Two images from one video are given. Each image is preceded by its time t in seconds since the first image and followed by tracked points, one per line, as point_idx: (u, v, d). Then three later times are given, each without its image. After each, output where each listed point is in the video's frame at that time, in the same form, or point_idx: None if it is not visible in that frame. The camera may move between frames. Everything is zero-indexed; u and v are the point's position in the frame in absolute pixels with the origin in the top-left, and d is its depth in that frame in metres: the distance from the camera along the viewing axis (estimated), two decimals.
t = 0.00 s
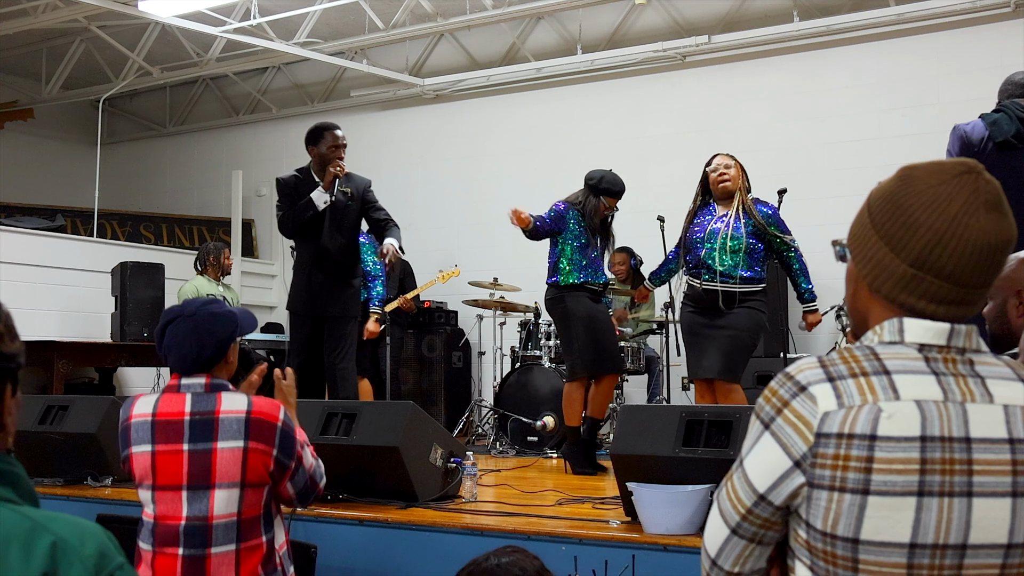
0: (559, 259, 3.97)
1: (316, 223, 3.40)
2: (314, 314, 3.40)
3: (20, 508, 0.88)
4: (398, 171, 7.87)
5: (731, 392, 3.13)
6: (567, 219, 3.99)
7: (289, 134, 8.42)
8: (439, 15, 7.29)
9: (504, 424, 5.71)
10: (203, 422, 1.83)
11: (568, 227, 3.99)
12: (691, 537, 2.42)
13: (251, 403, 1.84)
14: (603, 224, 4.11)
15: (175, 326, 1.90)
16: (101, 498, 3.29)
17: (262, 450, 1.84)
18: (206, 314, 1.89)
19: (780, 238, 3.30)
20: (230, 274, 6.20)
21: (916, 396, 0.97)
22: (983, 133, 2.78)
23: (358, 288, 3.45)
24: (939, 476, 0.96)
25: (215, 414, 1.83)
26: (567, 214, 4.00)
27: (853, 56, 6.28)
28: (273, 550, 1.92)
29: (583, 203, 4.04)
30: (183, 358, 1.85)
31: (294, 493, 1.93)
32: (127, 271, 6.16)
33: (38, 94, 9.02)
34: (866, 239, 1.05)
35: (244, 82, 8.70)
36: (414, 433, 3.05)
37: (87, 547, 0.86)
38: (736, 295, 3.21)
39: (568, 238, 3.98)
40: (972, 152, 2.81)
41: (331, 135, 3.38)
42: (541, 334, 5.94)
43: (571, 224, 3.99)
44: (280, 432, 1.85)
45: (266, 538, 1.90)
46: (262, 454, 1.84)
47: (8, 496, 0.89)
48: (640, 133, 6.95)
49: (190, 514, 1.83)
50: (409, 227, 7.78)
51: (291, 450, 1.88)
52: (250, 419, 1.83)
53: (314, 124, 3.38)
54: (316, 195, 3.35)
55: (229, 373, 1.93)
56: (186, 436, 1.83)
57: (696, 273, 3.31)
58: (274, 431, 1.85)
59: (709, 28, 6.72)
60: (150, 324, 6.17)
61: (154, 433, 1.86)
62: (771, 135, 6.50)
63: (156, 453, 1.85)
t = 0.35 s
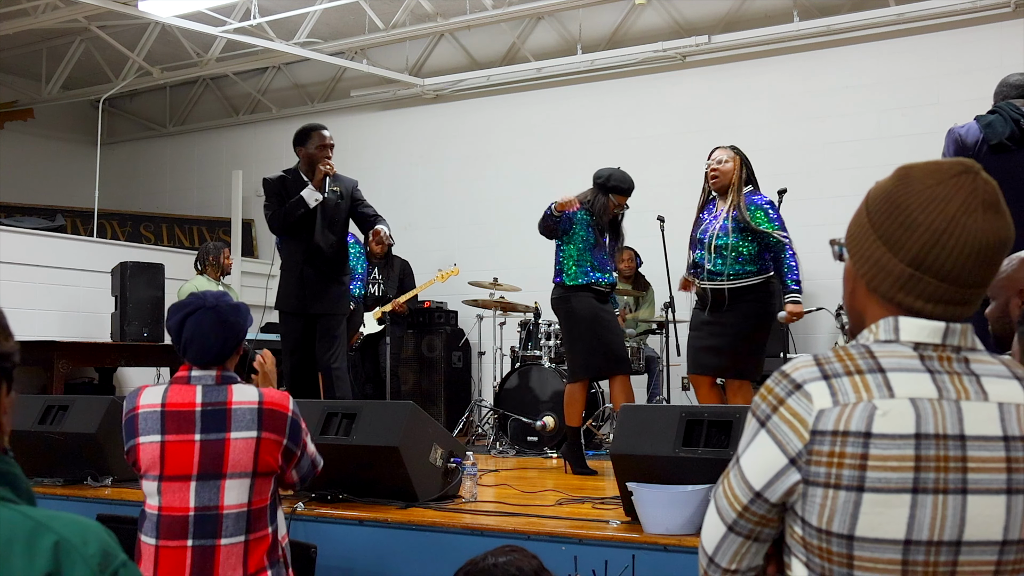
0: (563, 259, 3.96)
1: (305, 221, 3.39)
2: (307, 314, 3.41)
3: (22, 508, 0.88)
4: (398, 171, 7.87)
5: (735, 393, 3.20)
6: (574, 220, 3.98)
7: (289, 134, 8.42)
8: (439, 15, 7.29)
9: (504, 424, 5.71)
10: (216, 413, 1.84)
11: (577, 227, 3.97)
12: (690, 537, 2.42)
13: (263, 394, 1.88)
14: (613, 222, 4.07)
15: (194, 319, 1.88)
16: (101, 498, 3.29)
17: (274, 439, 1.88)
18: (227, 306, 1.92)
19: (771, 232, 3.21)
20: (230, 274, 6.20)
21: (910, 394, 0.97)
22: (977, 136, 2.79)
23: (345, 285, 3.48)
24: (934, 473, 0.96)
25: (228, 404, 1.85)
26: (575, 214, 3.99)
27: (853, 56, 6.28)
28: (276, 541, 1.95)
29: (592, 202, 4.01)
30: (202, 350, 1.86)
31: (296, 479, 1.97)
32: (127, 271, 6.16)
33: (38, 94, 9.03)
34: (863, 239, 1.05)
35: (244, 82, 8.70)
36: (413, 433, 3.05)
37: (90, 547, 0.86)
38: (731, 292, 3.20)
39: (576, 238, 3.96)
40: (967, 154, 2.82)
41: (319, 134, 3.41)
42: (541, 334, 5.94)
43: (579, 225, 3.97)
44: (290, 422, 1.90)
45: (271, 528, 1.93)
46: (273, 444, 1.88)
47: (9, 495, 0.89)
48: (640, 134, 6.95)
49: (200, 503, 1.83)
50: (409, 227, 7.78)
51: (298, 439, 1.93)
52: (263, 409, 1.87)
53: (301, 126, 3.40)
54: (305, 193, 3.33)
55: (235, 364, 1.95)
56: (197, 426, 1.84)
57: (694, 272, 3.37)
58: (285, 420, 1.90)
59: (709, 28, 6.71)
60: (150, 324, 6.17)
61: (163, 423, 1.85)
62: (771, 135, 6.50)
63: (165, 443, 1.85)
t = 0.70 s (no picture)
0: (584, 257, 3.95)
1: (295, 220, 3.40)
2: (302, 313, 3.42)
3: (22, 515, 0.88)
4: (398, 171, 7.87)
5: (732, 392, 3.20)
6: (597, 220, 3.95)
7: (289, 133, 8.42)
8: (439, 15, 7.29)
9: (504, 424, 5.71)
10: (231, 435, 1.87)
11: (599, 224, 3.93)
12: (691, 537, 2.42)
13: (271, 416, 1.94)
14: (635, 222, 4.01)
15: (209, 325, 1.90)
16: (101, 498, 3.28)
17: (283, 461, 1.94)
18: (235, 316, 1.96)
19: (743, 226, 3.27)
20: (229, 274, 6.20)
21: (911, 395, 0.96)
22: (977, 136, 2.79)
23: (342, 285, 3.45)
24: (934, 474, 0.96)
25: (241, 427, 1.88)
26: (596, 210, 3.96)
27: (853, 56, 6.28)
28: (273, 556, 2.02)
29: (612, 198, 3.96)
30: (221, 352, 1.88)
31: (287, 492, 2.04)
32: (127, 271, 6.13)
33: (38, 94, 9.03)
34: (859, 240, 1.05)
35: (244, 82, 8.70)
36: (414, 434, 3.05)
37: (89, 556, 0.86)
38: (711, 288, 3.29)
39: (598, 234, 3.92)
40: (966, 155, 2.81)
41: (308, 135, 3.42)
42: (541, 334, 5.94)
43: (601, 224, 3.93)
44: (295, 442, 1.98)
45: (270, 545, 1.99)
46: (282, 465, 1.94)
47: (10, 502, 0.89)
48: (640, 134, 6.95)
49: (214, 526, 1.85)
50: (409, 227, 7.78)
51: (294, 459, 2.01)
52: (273, 430, 1.93)
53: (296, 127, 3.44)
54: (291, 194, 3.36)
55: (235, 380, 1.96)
56: (213, 450, 1.84)
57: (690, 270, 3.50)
58: (290, 441, 1.97)
59: (709, 28, 6.71)
60: (150, 324, 6.17)
61: (175, 448, 1.82)
62: (772, 134, 6.50)
63: (178, 468, 1.82)
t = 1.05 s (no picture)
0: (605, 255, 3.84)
1: (291, 221, 3.42)
2: (301, 314, 3.42)
3: (20, 509, 0.88)
4: (398, 171, 7.87)
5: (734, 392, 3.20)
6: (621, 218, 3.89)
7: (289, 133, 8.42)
8: (439, 15, 7.29)
9: (504, 424, 5.71)
10: (251, 422, 1.90)
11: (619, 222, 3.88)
12: (691, 537, 2.42)
13: (280, 404, 1.99)
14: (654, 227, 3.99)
15: (235, 320, 1.91)
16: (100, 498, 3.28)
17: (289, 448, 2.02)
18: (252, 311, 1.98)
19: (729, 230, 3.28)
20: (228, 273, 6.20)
21: (907, 391, 0.96)
22: (976, 136, 2.78)
23: (341, 283, 3.44)
24: (930, 470, 0.96)
25: (259, 415, 1.92)
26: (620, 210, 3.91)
27: (854, 56, 6.28)
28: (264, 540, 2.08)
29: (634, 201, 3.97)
30: (247, 349, 1.89)
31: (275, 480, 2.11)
32: (127, 271, 6.13)
33: (38, 94, 9.03)
34: (859, 238, 1.05)
35: (244, 82, 8.70)
36: (413, 433, 3.05)
37: (88, 548, 0.87)
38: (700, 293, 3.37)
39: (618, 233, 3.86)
40: (965, 156, 2.81)
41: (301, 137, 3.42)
42: (541, 334, 5.92)
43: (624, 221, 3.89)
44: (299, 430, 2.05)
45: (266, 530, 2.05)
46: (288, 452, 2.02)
47: (7, 496, 0.89)
48: (640, 134, 6.95)
49: (232, 512, 1.89)
50: (409, 227, 7.78)
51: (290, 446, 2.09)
52: (284, 418, 1.99)
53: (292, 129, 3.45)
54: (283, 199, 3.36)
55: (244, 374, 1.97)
56: (238, 438, 1.87)
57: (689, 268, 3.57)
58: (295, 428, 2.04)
59: (709, 28, 6.71)
60: (150, 324, 6.17)
61: (203, 435, 1.82)
62: (772, 135, 6.50)
63: (206, 455, 1.82)
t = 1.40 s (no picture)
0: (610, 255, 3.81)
1: (291, 222, 3.43)
2: (308, 314, 3.42)
3: (24, 507, 0.88)
4: (398, 171, 7.87)
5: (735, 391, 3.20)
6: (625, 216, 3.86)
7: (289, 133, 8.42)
8: (439, 15, 7.29)
9: (504, 424, 5.72)
10: (253, 418, 1.90)
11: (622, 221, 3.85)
12: (691, 537, 2.42)
13: (283, 402, 1.99)
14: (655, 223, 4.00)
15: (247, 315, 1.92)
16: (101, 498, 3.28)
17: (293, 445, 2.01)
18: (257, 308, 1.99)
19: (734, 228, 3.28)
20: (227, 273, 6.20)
21: (909, 393, 0.96)
22: (976, 136, 2.78)
23: (347, 281, 3.43)
24: (931, 472, 0.96)
25: (261, 410, 1.92)
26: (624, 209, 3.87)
27: (854, 56, 6.28)
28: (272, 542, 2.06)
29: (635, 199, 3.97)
30: (257, 345, 1.92)
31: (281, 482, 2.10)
32: (127, 271, 6.13)
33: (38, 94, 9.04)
34: (861, 238, 1.05)
35: (244, 82, 8.70)
36: (414, 433, 3.05)
37: (91, 547, 0.86)
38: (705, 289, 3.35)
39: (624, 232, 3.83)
40: (965, 156, 2.81)
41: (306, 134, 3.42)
42: (541, 334, 5.92)
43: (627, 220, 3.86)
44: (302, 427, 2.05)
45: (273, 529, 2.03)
46: (292, 449, 2.01)
47: (9, 495, 0.89)
48: (640, 134, 6.96)
49: (236, 507, 1.88)
50: (409, 227, 7.78)
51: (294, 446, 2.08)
52: (286, 415, 1.99)
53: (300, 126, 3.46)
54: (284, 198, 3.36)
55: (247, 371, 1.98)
56: (240, 432, 1.87)
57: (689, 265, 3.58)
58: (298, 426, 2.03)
59: (709, 28, 6.71)
60: (150, 324, 6.17)
61: (204, 430, 1.82)
62: (772, 134, 6.50)
63: (207, 450, 1.82)
